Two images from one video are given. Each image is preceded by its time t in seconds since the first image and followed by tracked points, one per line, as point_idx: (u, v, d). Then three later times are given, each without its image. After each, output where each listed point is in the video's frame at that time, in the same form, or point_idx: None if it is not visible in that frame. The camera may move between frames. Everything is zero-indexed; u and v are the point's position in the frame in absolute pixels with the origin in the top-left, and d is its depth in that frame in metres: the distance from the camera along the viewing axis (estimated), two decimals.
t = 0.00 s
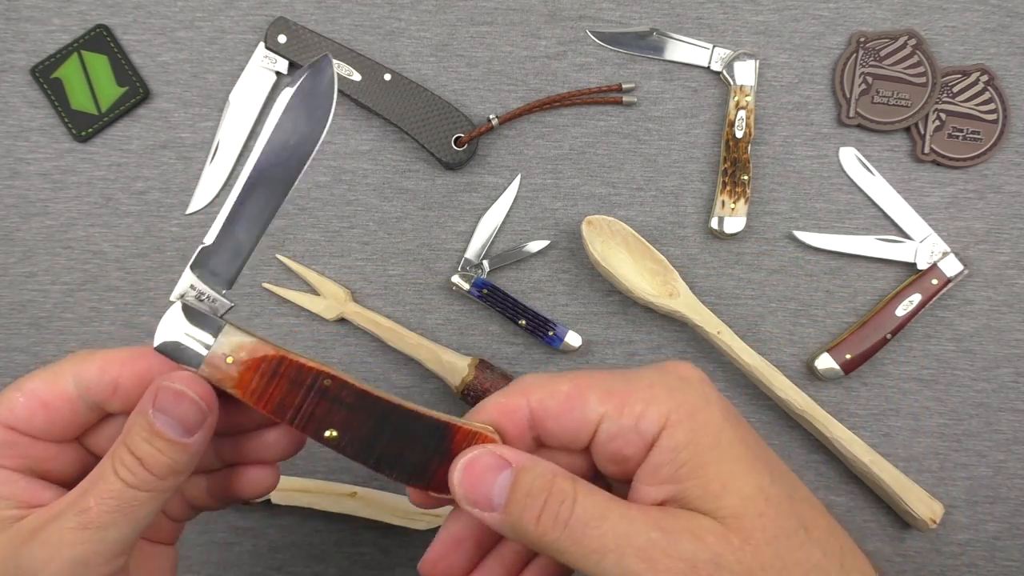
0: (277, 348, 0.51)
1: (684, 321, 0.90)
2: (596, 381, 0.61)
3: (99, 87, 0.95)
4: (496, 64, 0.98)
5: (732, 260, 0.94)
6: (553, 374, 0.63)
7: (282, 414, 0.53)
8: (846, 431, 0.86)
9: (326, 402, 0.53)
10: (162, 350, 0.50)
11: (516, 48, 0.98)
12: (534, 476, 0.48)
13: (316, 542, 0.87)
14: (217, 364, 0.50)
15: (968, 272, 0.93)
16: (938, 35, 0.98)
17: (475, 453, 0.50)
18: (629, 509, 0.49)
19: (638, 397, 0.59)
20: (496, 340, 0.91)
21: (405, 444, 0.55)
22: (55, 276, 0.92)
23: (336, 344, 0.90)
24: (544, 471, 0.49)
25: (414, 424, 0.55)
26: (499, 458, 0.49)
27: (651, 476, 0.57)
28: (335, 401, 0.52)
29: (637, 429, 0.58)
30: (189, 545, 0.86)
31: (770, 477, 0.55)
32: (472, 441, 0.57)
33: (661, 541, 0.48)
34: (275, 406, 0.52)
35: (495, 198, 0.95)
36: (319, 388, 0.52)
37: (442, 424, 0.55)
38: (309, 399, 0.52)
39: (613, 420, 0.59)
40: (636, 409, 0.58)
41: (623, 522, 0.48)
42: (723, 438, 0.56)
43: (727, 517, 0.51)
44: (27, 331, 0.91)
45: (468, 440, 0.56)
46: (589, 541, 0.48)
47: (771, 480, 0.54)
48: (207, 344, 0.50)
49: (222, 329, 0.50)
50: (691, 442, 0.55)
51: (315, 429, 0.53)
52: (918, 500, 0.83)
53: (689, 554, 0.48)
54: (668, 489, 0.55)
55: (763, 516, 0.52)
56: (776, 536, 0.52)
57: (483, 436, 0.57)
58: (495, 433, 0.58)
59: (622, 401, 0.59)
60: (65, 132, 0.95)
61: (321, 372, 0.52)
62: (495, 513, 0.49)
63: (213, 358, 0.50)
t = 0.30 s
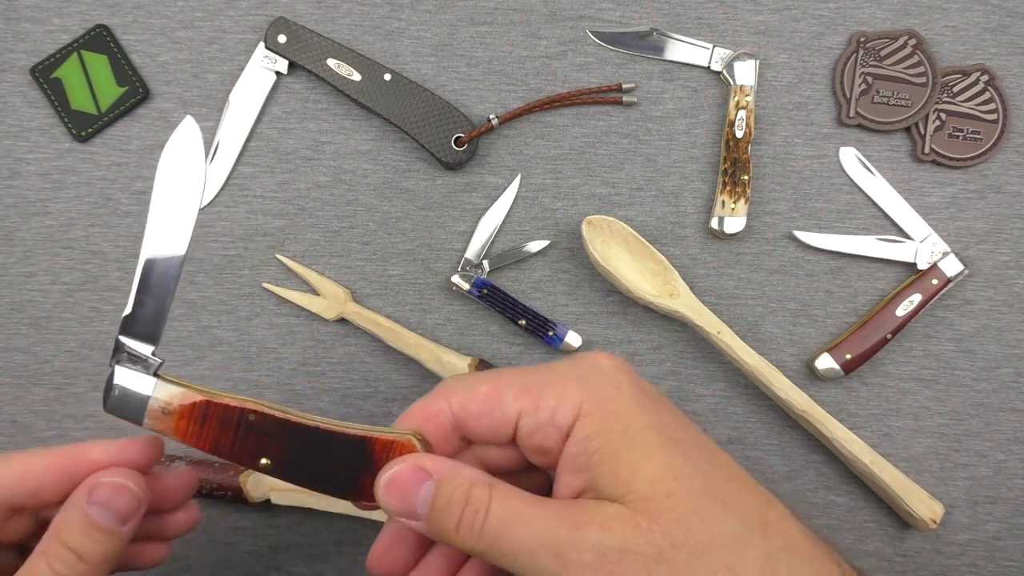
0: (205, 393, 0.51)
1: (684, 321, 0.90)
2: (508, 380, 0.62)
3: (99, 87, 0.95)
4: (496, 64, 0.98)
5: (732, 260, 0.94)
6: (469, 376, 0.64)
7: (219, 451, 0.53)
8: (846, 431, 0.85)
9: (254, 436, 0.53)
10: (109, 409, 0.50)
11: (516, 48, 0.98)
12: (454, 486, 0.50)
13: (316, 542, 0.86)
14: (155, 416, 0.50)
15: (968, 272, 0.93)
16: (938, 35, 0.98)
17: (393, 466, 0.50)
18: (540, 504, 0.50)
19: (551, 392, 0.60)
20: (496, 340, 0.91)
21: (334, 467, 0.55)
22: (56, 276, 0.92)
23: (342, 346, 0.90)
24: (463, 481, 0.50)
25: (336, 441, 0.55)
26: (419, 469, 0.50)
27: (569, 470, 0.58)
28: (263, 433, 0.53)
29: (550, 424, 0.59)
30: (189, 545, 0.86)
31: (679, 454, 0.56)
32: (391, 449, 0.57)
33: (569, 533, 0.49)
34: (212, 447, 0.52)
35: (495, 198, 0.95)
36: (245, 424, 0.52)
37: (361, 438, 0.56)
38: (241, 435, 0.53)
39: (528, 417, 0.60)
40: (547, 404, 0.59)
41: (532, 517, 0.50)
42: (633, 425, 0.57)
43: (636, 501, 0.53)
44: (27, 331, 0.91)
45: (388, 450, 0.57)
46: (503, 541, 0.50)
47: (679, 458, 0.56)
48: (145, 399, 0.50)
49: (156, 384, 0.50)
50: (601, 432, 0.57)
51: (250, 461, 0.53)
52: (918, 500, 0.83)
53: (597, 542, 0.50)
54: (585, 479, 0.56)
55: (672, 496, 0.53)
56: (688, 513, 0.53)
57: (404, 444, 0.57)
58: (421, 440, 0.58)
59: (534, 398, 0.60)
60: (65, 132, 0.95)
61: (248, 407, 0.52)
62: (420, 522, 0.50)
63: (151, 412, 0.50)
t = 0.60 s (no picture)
0: (117, 368, 0.58)
1: (684, 321, 0.90)
2: (383, 338, 0.63)
3: (99, 87, 0.95)
4: (496, 64, 0.98)
5: (732, 260, 0.94)
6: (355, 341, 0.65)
7: (137, 420, 0.60)
8: (846, 431, 0.85)
9: (162, 405, 0.60)
10: (40, 389, 0.58)
11: (516, 48, 0.98)
12: (331, 437, 0.52)
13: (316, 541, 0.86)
14: (77, 390, 0.57)
15: (968, 272, 0.93)
16: (938, 35, 0.98)
17: (280, 424, 0.53)
18: (395, 450, 0.51)
19: (413, 346, 0.60)
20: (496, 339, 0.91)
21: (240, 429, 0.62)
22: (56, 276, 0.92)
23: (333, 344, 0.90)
24: (338, 432, 0.52)
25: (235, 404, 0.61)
26: (302, 425, 0.53)
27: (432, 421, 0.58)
28: (170, 402, 0.60)
29: (416, 377, 0.60)
30: (189, 545, 0.86)
31: (531, 398, 0.54)
32: (283, 410, 0.61)
33: (416, 474, 0.50)
34: (127, 416, 0.60)
35: (495, 198, 0.95)
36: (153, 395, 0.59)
37: (254, 402, 0.61)
38: (151, 404, 0.60)
39: (396, 373, 0.61)
40: (410, 358, 0.60)
41: (385, 460, 0.50)
42: (489, 370, 0.56)
43: (479, 444, 0.52)
44: (27, 331, 0.91)
45: (280, 412, 0.61)
46: (361, 485, 0.51)
47: (529, 401, 0.54)
48: (66, 377, 0.56)
49: (73, 365, 0.57)
50: (451, 378, 0.56)
51: (162, 424, 0.61)
52: (918, 500, 0.83)
53: (436, 482, 0.50)
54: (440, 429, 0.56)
55: (511, 437, 0.52)
56: (531, 453, 0.52)
57: (294, 404, 0.62)
58: (310, 401, 0.63)
59: (399, 354, 0.61)
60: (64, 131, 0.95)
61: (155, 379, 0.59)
62: (305, 473, 0.53)
63: (74, 388, 0.57)
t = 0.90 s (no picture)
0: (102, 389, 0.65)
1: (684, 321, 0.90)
2: (343, 347, 0.63)
3: (99, 87, 0.95)
4: (496, 64, 0.98)
5: (732, 260, 0.94)
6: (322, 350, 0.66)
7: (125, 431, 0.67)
8: (845, 431, 0.85)
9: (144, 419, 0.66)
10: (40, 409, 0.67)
11: (516, 48, 0.98)
12: (298, 443, 0.55)
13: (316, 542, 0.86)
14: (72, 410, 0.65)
15: (968, 272, 0.93)
16: (938, 35, 0.98)
17: (253, 432, 0.56)
18: (354, 455, 0.53)
19: (366, 354, 0.60)
20: (496, 340, 0.91)
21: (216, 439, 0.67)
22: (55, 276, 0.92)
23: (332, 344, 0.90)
24: (305, 440, 0.55)
25: (211, 416, 0.66)
26: (273, 433, 0.56)
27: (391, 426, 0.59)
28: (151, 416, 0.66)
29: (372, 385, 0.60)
30: (188, 546, 0.86)
31: (479, 401, 0.55)
32: (254, 420, 0.65)
33: (371, 478, 0.52)
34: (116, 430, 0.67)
35: (495, 198, 0.95)
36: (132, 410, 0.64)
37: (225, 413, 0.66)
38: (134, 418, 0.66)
39: (353, 382, 0.61)
40: (365, 366, 0.60)
41: (344, 465, 0.53)
42: (437, 376, 0.56)
43: (428, 447, 0.53)
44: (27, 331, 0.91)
45: (251, 421, 0.65)
46: (324, 488, 0.53)
47: (475, 404, 0.55)
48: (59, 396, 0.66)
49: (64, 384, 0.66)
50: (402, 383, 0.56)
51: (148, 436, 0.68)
52: (918, 500, 0.83)
53: (387, 483, 0.52)
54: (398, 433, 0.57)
55: (456, 440, 0.53)
56: (477, 454, 0.53)
57: (263, 414, 0.65)
58: (281, 410, 0.66)
59: (357, 363, 0.60)
60: (64, 131, 0.95)
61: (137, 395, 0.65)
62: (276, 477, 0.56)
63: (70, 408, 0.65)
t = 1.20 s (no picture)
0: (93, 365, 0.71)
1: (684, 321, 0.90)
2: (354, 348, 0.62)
3: (99, 87, 0.95)
4: (496, 64, 0.98)
5: (732, 260, 0.94)
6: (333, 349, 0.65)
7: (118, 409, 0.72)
8: (845, 431, 0.86)
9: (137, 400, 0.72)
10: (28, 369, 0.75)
11: (516, 48, 0.98)
12: (310, 450, 0.55)
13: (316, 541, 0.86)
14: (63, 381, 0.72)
15: (967, 272, 0.93)
16: (938, 35, 0.98)
17: (263, 436, 0.56)
18: (369, 461, 0.53)
19: (381, 356, 0.59)
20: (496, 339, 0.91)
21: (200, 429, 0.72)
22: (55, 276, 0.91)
23: (332, 344, 0.90)
24: (318, 444, 0.55)
25: (203, 405, 0.71)
26: (283, 437, 0.55)
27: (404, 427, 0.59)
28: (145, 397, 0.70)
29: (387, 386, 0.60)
30: (188, 545, 0.86)
31: (490, 407, 0.54)
32: (244, 415, 0.71)
33: (387, 486, 0.52)
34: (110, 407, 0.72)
35: (495, 198, 0.95)
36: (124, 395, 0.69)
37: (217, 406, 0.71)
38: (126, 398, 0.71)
39: (369, 383, 0.61)
40: (380, 367, 0.59)
41: (359, 471, 0.53)
42: (448, 383, 0.55)
43: (444, 456, 0.53)
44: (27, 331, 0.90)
45: (240, 416, 0.71)
46: (340, 494, 0.53)
47: (487, 410, 0.54)
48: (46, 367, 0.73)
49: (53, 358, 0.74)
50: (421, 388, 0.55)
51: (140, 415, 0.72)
52: (918, 500, 0.83)
53: (403, 491, 0.52)
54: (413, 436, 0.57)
55: (469, 448, 0.53)
56: (492, 464, 0.52)
57: (254, 411, 0.70)
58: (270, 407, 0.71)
59: (371, 364, 0.60)
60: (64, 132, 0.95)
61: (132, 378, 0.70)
62: (290, 481, 0.56)
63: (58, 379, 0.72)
